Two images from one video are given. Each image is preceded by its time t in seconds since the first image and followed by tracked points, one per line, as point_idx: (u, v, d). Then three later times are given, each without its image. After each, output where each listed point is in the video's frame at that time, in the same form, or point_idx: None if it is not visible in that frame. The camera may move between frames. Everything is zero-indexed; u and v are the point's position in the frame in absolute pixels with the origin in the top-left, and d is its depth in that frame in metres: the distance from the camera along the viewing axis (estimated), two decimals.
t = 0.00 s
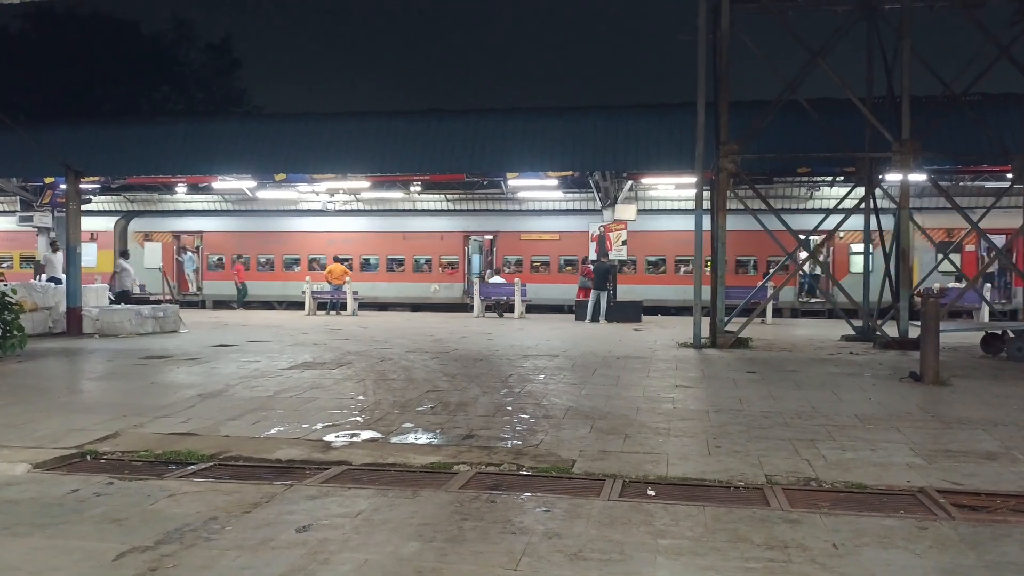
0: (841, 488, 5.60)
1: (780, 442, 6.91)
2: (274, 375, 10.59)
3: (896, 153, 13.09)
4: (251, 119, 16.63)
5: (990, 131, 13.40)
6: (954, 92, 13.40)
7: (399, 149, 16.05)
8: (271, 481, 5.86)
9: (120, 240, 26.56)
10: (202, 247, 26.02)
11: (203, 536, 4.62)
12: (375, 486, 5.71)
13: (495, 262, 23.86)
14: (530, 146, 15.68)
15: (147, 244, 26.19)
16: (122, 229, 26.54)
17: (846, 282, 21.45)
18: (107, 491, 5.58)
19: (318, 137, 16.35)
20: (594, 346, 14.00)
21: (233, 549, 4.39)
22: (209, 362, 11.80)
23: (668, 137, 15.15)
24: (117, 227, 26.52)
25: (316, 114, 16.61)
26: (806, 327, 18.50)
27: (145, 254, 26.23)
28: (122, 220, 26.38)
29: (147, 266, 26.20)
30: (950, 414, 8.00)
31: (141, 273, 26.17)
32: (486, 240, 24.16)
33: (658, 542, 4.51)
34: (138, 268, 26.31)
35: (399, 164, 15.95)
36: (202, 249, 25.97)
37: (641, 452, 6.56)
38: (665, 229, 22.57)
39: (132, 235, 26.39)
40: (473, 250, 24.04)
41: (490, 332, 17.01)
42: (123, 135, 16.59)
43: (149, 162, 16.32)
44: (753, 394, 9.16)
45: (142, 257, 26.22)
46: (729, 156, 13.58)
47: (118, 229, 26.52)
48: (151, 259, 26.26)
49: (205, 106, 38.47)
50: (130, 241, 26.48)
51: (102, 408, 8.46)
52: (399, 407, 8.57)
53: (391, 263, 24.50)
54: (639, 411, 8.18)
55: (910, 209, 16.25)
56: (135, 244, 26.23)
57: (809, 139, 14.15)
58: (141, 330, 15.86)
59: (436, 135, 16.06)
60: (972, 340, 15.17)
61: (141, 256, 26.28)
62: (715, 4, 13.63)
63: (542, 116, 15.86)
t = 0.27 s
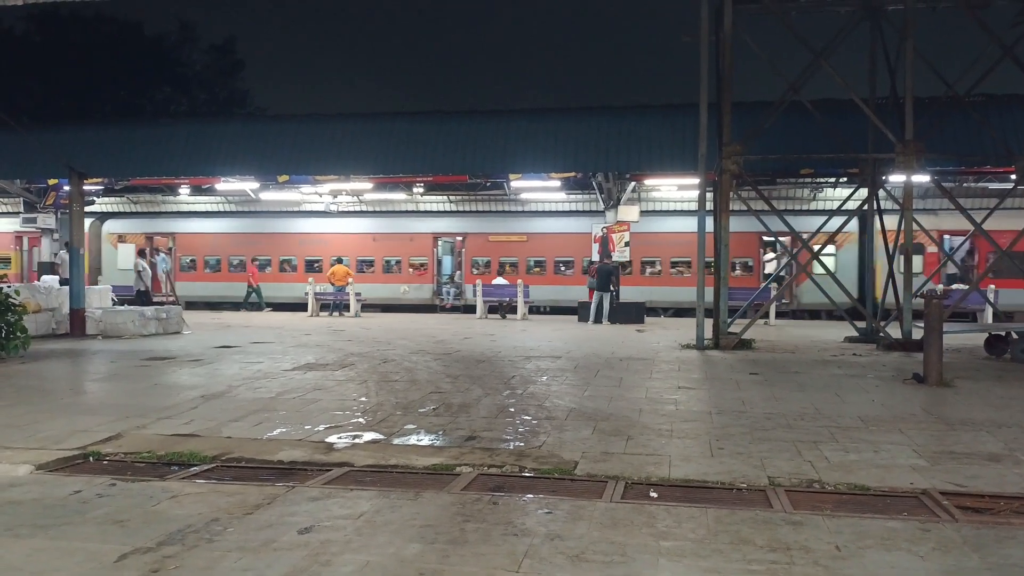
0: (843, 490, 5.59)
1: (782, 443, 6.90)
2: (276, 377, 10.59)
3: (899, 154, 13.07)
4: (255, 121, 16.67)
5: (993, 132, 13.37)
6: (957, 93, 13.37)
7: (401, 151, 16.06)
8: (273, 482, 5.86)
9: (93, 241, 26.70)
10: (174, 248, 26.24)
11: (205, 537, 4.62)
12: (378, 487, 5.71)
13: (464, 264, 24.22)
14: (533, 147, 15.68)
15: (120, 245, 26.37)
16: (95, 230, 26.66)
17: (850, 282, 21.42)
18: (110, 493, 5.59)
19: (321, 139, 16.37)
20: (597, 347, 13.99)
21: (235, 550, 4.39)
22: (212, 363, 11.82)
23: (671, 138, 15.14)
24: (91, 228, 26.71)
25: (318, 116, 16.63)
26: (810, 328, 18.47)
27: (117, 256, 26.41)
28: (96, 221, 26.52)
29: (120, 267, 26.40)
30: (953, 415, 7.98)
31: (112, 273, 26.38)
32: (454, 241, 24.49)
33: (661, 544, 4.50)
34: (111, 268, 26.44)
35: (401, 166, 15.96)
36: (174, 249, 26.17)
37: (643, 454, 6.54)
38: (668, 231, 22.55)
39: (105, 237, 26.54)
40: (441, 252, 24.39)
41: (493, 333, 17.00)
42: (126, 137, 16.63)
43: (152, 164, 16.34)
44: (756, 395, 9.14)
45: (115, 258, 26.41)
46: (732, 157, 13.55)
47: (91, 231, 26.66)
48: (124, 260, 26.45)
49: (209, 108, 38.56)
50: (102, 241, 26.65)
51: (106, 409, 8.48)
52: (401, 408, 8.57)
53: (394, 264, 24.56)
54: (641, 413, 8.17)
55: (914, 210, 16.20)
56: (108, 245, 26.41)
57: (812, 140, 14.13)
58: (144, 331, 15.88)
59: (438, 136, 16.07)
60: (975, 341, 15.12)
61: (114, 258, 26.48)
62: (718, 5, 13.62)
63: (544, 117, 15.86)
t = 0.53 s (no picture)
0: (846, 489, 5.58)
1: (785, 443, 6.89)
2: (279, 376, 10.60)
3: (902, 154, 13.04)
4: (258, 121, 16.67)
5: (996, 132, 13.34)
6: (959, 92, 13.34)
7: (404, 151, 16.07)
8: (276, 482, 5.87)
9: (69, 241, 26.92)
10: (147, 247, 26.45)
11: (208, 536, 4.63)
12: (380, 487, 5.71)
13: (433, 263, 24.41)
14: (535, 147, 15.67)
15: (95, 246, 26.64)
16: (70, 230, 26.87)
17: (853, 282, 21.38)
18: (113, 492, 5.59)
19: (324, 139, 16.38)
20: (600, 347, 13.98)
21: (238, 550, 4.39)
22: (215, 362, 11.83)
23: (673, 138, 15.13)
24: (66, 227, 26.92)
25: (321, 116, 16.64)
26: (813, 328, 18.43)
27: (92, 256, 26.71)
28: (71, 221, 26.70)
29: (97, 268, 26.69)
30: (957, 415, 7.96)
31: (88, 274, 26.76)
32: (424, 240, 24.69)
33: (663, 544, 4.50)
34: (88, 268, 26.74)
35: (404, 166, 15.96)
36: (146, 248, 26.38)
37: (646, 453, 6.54)
38: (670, 231, 22.51)
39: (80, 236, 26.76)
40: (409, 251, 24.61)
41: (495, 333, 16.99)
42: (128, 138, 16.65)
43: (155, 164, 16.37)
44: (759, 395, 9.13)
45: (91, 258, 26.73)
46: (734, 157, 13.54)
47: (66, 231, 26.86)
48: (100, 260, 26.73)
49: (212, 108, 38.60)
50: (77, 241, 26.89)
51: (109, 409, 8.49)
52: (404, 408, 8.57)
53: (396, 264, 24.57)
54: (644, 412, 8.17)
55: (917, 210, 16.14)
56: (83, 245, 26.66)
57: (815, 140, 14.11)
58: (147, 331, 15.91)
59: (440, 136, 16.07)
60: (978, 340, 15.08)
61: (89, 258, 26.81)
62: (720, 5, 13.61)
63: (547, 117, 15.84)
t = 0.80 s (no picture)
0: (849, 489, 5.57)
1: (789, 442, 6.88)
2: (282, 376, 10.60)
3: (906, 153, 13.02)
4: (261, 121, 16.66)
5: (1001, 131, 13.30)
6: (964, 91, 13.30)
7: (407, 150, 16.07)
8: (279, 481, 5.87)
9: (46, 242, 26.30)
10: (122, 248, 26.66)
11: (210, 536, 4.63)
12: (383, 486, 5.71)
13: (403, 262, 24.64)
14: (538, 146, 15.66)
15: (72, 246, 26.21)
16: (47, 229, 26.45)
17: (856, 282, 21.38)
18: (116, 491, 5.60)
19: (327, 138, 16.38)
20: (603, 346, 13.94)
21: (241, 549, 4.40)
22: (218, 362, 11.85)
23: (679, 137, 15.10)
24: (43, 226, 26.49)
25: (325, 115, 16.63)
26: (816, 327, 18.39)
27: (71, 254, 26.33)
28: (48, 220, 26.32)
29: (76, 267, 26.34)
30: (961, 414, 7.95)
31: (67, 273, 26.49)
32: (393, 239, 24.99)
33: (667, 544, 4.49)
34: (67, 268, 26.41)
35: (407, 165, 15.95)
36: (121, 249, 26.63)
37: (649, 453, 6.53)
38: (674, 230, 22.50)
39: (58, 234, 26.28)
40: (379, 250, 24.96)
41: (498, 333, 16.98)
42: (132, 137, 16.64)
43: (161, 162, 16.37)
44: (763, 395, 9.11)
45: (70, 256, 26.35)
46: (738, 156, 13.52)
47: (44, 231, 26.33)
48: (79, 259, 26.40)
49: (215, 107, 38.61)
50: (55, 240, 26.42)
51: (112, 409, 8.50)
52: (407, 407, 8.57)
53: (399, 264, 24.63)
54: (647, 412, 8.16)
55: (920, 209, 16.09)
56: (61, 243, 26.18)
57: (819, 138, 14.08)
58: (151, 330, 15.94)
59: (443, 135, 16.05)
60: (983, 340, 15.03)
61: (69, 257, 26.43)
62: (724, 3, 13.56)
63: (550, 116, 15.81)
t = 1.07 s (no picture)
0: (855, 488, 5.56)
1: (794, 441, 6.87)
2: (287, 375, 10.61)
3: (911, 151, 12.99)
4: (266, 120, 16.67)
5: (1007, 129, 13.26)
6: (969, 90, 13.25)
7: (411, 149, 16.07)
8: (284, 479, 5.88)
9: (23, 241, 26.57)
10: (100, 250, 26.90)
11: (216, 534, 4.64)
12: (388, 485, 5.72)
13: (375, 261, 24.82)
14: (543, 144, 15.66)
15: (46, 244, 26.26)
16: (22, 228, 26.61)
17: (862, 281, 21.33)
18: (122, 489, 5.62)
19: (332, 137, 16.39)
20: (608, 346, 13.92)
21: (247, 547, 4.40)
22: (223, 361, 11.86)
23: (684, 136, 15.08)
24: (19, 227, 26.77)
25: (329, 114, 16.63)
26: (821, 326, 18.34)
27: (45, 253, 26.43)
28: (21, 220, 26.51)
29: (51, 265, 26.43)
30: (966, 413, 7.93)
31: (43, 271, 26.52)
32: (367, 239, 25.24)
33: (672, 543, 4.49)
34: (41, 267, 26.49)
35: (411, 163, 15.95)
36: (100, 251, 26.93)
37: (654, 452, 6.52)
38: (678, 229, 22.46)
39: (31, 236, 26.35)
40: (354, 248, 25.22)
41: (503, 331, 16.97)
42: (136, 136, 16.67)
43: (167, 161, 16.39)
44: (768, 394, 9.09)
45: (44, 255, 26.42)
46: (743, 154, 13.50)
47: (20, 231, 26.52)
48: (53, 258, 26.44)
49: (220, 107, 38.68)
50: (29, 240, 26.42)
51: (118, 407, 8.52)
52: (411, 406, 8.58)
53: (403, 262, 24.63)
54: (652, 411, 8.14)
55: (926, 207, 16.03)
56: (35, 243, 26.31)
57: (824, 137, 14.05)
58: (157, 329, 15.98)
59: (447, 134, 16.05)
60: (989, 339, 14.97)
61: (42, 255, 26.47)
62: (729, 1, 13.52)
63: (555, 114, 15.80)
